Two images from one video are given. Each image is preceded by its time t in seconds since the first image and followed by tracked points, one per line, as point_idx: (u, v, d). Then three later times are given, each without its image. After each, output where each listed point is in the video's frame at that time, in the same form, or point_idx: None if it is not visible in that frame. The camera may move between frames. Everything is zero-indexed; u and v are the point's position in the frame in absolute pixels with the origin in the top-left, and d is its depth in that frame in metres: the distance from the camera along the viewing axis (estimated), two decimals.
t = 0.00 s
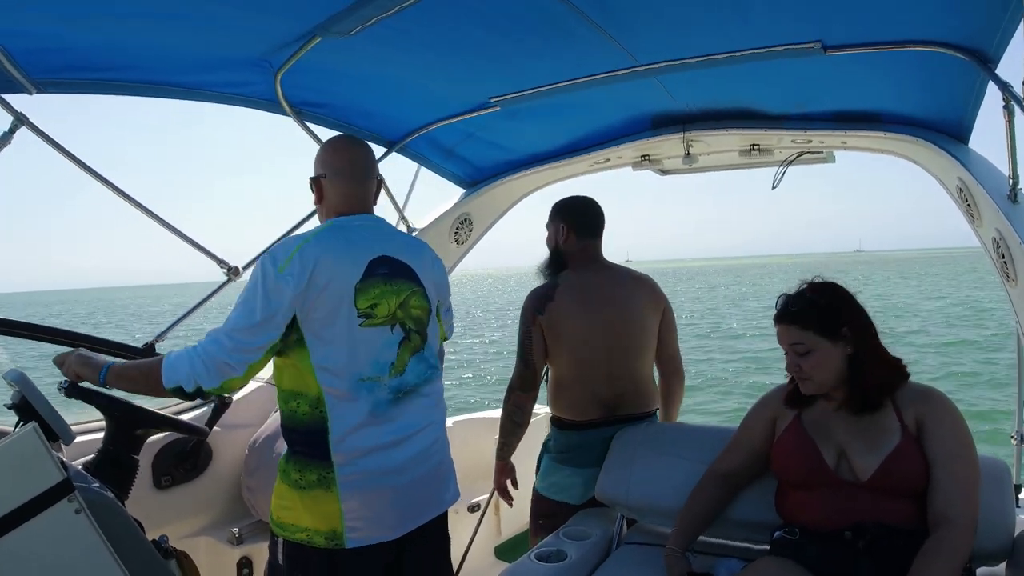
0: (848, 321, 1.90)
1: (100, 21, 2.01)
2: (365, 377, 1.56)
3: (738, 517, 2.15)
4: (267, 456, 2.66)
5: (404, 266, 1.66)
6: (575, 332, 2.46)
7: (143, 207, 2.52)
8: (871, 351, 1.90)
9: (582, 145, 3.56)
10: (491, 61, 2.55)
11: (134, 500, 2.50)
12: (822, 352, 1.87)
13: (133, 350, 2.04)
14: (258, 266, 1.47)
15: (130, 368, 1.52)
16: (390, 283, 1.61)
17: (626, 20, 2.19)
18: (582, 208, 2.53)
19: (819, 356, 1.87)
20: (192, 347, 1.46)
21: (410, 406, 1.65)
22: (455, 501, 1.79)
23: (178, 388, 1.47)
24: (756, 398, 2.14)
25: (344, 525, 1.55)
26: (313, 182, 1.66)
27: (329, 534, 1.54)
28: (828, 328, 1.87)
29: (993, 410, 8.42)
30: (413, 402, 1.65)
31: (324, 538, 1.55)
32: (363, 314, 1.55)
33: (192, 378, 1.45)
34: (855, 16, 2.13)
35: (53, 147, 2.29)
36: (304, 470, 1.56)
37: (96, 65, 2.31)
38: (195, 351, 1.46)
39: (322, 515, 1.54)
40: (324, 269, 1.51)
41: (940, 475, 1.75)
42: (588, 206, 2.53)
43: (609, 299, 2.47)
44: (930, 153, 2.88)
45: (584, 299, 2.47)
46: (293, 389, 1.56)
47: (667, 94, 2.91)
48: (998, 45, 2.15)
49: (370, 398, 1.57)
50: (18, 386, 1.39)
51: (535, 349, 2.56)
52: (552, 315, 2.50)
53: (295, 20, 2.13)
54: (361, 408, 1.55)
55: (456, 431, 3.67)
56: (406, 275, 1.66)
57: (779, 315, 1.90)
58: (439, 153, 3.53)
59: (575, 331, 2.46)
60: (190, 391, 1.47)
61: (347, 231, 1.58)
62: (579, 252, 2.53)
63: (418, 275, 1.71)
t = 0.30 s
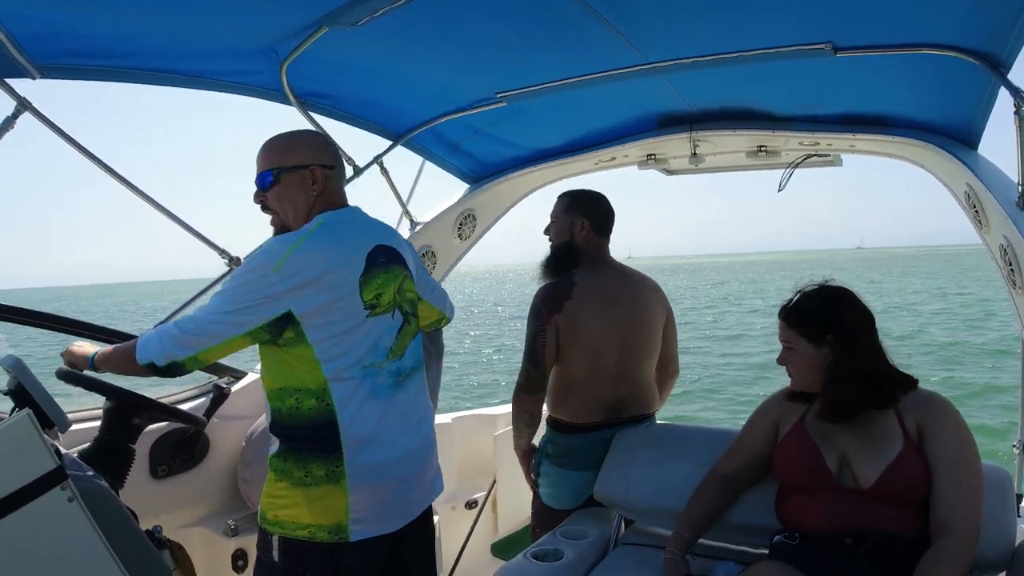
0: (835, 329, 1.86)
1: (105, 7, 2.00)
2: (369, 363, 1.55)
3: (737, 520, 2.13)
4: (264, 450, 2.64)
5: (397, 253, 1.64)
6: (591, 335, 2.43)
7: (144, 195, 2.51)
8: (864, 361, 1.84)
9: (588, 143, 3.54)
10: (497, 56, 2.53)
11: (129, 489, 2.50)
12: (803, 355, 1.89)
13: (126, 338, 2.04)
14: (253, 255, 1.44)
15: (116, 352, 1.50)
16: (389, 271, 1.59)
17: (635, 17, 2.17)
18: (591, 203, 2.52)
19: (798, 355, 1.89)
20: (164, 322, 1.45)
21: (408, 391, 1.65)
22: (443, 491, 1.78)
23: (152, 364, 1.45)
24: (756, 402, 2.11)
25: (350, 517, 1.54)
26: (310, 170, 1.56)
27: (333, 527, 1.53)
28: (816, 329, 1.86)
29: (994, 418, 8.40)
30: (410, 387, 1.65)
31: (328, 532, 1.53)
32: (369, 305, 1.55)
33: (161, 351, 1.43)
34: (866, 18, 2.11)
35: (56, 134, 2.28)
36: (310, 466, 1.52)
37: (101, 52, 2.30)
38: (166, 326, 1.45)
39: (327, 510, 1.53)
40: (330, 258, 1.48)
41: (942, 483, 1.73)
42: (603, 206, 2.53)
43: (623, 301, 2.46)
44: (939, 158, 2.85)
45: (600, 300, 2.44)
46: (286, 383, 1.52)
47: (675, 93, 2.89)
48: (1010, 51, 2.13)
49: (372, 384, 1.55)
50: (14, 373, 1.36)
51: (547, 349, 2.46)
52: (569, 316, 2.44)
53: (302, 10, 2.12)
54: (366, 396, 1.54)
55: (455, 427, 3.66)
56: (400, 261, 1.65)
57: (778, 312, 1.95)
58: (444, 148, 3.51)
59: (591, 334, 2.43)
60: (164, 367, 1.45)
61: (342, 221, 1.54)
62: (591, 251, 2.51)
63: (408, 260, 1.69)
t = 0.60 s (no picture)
0: (839, 323, 1.88)
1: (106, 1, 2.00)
2: (359, 354, 1.55)
3: (734, 518, 2.14)
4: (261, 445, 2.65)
5: (381, 243, 1.64)
6: (589, 335, 2.44)
7: (144, 188, 2.51)
8: (861, 360, 1.86)
9: (588, 140, 3.54)
10: (498, 53, 2.53)
11: (128, 482, 2.52)
12: (805, 346, 1.92)
13: (124, 330, 2.03)
14: (237, 255, 1.46)
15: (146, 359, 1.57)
16: (373, 261, 1.59)
17: (636, 14, 2.17)
18: (589, 200, 2.52)
19: (799, 347, 1.92)
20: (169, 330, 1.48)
21: (401, 381, 1.65)
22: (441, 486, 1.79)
23: (160, 372, 1.48)
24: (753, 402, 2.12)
25: (345, 510, 1.55)
26: (289, 166, 1.56)
27: (330, 521, 1.54)
28: (818, 323, 1.89)
29: (993, 419, 8.41)
30: (402, 377, 1.66)
31: (324, 526, 1.54)
32: (357, 296, 1.55)
33: (169, 360, 1.46)
34: (868, 18, 2.11)
35: (56, 127, 2.28)
36: (305, 459, 1.53)
37: (102, 45, 2.30)
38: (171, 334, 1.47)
39: (322, 504, 1.54)
40: (315, 251, 1.48)
41: (937, 481, 1.74)
42: (599, 202, 2.53)
43: (620, 300, 2.47)
44: (939, 159, 2.85)
45: (598, 301, 2.44)
46: (279, 380, 1.52)
47: (676, 91, 2.89)
48: (1011, 53, 2.13)
49: (363, 375, 1.56)
50: (13, 364, 1.37)
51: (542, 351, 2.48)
52: (565, 317, 2.44)
53: (302, 5, 2.12)
54: (357, 388, 1.54)
55: (454, 422, 3.67)
56: (385, 251, 1.65)
57: (784, 303, 1.97)
58: (444, 144, 3.51)
59: (588, 334, 2.44)
60: (171, 374, 1.47)
61: (325, 214, 1.54)
62: (589, 251, 2.51)
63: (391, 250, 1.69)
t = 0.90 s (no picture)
0: (849, 315, 1.86)
1: None
2: (358, 341, 1.53)
3: (739, 510, 2.13)
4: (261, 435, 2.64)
5: (377, 230, 1.62)
6: (587, 325, 2.42)
7: (144, 176, 2.49)
8: (868, 353, 1.85)
9: (591, 129, 3.51)
10: (502, 40, 2.50)
11: (129, 472, 2.50)
12: (813, 337, 1.89)
13: (122, 319, 2.03)
14: (233, 245, 1.43)
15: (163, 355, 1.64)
16: (370, 248, 1.57)
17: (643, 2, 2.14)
18: (589, 192, 2.49)
19: (808, 338, 1.90)
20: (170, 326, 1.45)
21: (400, 369, 1.63)
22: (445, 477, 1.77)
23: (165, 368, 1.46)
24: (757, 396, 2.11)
25: (347, 500, 1.53)
26: (279, 157, 1.54)
27: (331, 510, 1.53)
28: (826, 315, 1.87)
29: (993, 413, 8.41)
30: (401, 365, 1.64)
31: (325, 516, 1.53)
32: (354, 283, 1.53)
33: (171, 358, 1.44)
34: (878, 7, 2.08)
35: (55, 113, 2.25)
36: (304, 449, 1.51)
37: (101, 30, 2.27)
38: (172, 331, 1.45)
39: (323, 493, 1.52)
40: (311, 239, 1.46)
41: (944, 475, 1.72)
42: (602, 191, 2.51)
43: (620, 290, 2.44)
44: (946, 151, 2.83)
45: (596, 290, 2.41)
46: (278, 371, 1.50)
47: (681, 80, 2.86)
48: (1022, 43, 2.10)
49: (362, 362, 1.54)
50: (11, 353, 1.35)
51: (541, 342, 2.47)
52: (563, 307, 2.42)
53: None
54: (356, 376, 1.53)
55: (454, 412, 3.66)
56: (381, 238, 1.62)
57: (794, 293, 1.96)
58: (447, 132, 3.49)
59: (586, 323, 2.41)
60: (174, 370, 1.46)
61: (321, 202, 1.52)
62: (589, 240, 2.49)
63: (388, 238, 1.67)
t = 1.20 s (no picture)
0: (854, 301, 1.88)
1: None
2: (354, 329, 1.53)
3: (737, 497, 2.14)
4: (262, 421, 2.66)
5: (380, 218, 1.61)
6: (582, 311, 2.43)
7: (144, 164, 2.48)
8: (869, 344, 1.86)
9: (592, 117, 3.50)
10: (503, 28, 2.49)
11: (132, 459, 2.51)
12: (818, 324, 1.90)
13: (126, 308, 2.05)
14: (233, 224, 1.44)
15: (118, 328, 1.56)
16: (371, 237, 1.57)
17: None
18: (595, 182, 2.46)
19: (812, 326, 1.91)
20: (160, 298, 1.46)
21: (398, 359, 1.63)
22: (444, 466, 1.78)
23: (148, 338, 1.47)
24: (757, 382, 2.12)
25: (343, 486, 1.54)
26: (273, 142, 1.55)
27: (328, 497, 1.54)
28: (831, 302, 1.88)
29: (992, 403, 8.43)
30: (399, 354, 1.63)
31: (322, 502, 1.54)
32: (351, 271, 1.52)
33: (158, 327, 1.45)
34: None
35: (55, 102, 2.24)
36: (301, 433, 1.52)
37: (100, 19, 2.26)
38: (162, 302, 1.46)
39: (320, 479, 1.53)
40: (311, 225, 1.46)
41: (943, 464, 1.73)
42: (602, 176, 2.47)
43: (617, 277, 2.44)
44: (947, 141, 2.82)
45: (591, 276, 2.42)
46: (275, 355, 1.51)
47: (682, 68, 2.85)
48: None
49: (358, 350, 1.54)
50: (13, 342, 1.36)
51: (539, 328, 2.49)
52: (558, 292, 2.44)
53: None
54: (351, 363, 1.53)
55: (455, 400, 3.67)
56: (384, 227, 1.62)
57: (799, 280, 1.96)
58: (447, 119, 3.47)
59: (581, 308, 2.43)
60: (160, 341, 1.47)
61: (324, 188, 1.52)
62: (589, 226, 2.49)
63: (393, 228, 1.67)
